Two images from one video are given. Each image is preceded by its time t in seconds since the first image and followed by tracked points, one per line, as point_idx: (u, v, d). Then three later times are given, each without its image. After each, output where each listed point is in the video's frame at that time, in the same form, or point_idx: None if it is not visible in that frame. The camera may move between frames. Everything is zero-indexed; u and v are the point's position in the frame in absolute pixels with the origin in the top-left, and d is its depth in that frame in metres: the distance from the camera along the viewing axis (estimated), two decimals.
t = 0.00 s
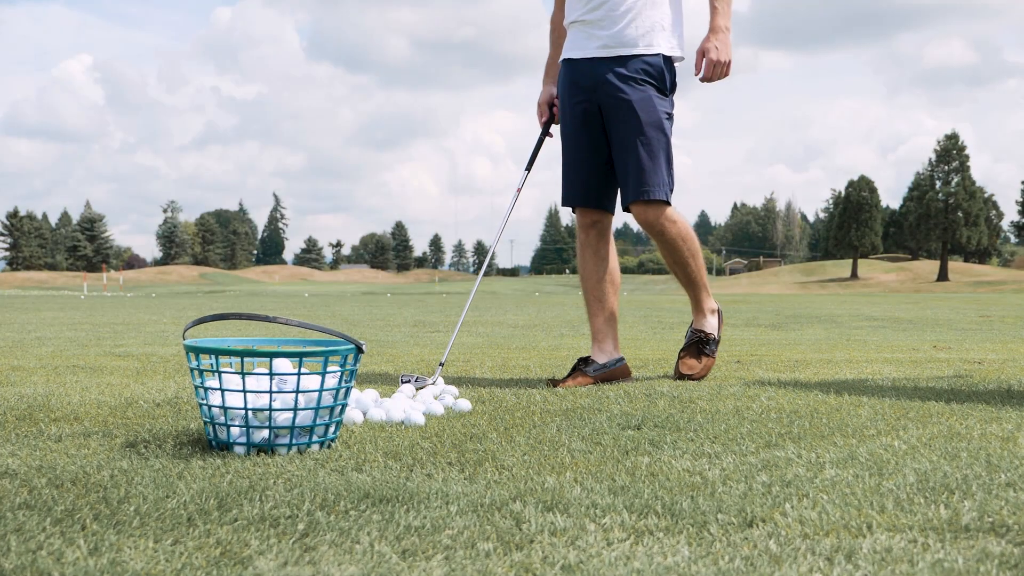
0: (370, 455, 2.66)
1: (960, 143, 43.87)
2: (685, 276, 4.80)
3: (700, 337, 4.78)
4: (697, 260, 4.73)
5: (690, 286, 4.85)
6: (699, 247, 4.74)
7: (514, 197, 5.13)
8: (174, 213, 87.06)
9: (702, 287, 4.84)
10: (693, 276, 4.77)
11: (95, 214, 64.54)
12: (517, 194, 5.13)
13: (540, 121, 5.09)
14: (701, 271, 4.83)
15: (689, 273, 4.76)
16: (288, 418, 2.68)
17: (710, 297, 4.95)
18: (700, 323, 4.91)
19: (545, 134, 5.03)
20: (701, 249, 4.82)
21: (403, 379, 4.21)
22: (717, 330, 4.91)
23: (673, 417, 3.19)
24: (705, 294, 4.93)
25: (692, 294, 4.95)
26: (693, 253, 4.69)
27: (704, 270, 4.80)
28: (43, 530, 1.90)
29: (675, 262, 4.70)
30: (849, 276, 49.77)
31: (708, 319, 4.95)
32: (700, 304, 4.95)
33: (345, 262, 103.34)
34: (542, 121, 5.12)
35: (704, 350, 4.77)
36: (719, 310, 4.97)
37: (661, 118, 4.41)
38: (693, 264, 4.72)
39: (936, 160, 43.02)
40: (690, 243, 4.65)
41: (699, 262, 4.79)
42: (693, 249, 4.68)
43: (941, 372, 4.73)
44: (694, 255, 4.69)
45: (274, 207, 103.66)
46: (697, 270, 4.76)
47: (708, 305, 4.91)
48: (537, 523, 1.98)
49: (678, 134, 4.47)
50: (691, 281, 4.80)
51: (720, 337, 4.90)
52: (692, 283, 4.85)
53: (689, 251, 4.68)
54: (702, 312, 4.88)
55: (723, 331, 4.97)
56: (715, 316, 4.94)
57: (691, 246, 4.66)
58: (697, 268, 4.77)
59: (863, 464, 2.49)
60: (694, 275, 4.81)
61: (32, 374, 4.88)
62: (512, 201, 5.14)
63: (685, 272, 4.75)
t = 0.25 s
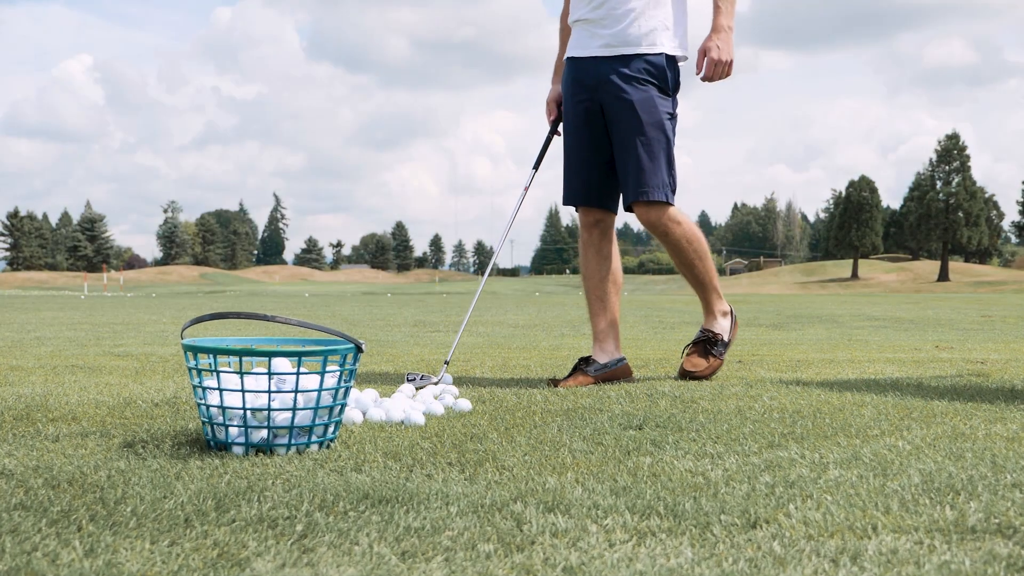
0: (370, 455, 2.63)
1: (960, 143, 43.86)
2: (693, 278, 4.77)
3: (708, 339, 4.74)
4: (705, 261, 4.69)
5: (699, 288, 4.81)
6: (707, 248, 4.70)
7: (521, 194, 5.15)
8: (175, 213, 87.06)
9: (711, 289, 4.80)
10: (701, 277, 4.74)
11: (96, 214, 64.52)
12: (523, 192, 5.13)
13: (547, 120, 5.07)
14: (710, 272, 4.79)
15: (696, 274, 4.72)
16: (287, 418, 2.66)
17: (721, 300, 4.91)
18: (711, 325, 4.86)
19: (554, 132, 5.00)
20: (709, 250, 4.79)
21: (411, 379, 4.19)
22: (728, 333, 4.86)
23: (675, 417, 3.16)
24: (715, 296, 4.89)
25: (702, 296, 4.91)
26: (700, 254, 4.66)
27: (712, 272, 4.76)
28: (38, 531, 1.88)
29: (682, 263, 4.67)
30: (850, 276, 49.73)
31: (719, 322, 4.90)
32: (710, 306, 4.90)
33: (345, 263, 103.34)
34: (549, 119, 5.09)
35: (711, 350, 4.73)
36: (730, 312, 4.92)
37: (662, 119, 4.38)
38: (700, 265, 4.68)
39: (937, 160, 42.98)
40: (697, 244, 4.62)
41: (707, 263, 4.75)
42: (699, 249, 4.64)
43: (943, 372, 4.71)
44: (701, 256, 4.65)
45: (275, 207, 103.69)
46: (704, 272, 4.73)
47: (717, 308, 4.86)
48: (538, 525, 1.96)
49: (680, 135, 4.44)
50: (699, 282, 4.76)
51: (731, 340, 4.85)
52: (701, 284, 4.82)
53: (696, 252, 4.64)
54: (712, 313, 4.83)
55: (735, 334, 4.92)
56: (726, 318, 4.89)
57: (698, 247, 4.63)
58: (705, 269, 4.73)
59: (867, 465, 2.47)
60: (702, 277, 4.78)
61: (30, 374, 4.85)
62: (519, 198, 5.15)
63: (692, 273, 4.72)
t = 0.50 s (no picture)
0: (369, 456, 2.61)
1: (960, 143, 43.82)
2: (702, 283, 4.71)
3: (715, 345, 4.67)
4: (713, 266, 4.64)
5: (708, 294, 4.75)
6: (716, 254, 4.65)
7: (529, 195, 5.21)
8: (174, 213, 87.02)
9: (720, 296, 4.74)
10: (709, 282, 4.68)
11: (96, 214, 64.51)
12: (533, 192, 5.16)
13: (556, 118, 5.05)
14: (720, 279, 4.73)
15: (705, 279, 4.66)
16: (285, 417, 2.63)
17: (734, 309, 4.83)
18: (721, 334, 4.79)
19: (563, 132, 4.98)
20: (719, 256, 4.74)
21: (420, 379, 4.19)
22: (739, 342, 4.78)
23: (677, 417, 3.14)
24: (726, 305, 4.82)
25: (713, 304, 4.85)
26: (707, 258, 4.61)
27: (722, 278, 4.70)
28: (32, 533, 1.85)
29: (689, 267, 4.63)
30: (850, 276, 49.69)
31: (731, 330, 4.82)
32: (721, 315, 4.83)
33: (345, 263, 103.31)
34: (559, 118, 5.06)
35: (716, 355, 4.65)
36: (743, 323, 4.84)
37: (663, 120, 4.34)
38: (707, 269, 4.63)
39: (937, 160, 42.94)
40: (704, 248, 4.58)
41: (716, 269, 4.70)
42: (707, 253, 4.60)
43: (947, 371, 4.68)
44: (708, 261, 4.61)
45: (275, 208, 103.67)
46: (712, 277, 4.67)
47: (729, 316, 4.79)
48: (539, 526, 1.93)
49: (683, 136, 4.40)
50: (707, 288, 4.71)
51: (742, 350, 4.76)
52: (711, 290, 4.76)
53: (703, 255, 4.60)
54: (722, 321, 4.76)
55: (748, 345, 4.83)
56: (738, 328, 4.81)
57: (705, 251, 4.59)
58: (714, 275, 4.68)
59: (871, 465, 2.44)
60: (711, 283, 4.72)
61: (27, 374, 4.82)
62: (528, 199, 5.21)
63: (700, 278, 4.67)
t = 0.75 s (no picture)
0: (368, 456, 2.58)
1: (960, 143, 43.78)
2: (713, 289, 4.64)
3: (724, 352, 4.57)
4: (725, 272, 4.57)
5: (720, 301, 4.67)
6: (728, 259, 4.58)
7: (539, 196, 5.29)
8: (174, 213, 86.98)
9: (733, 303, 4.65)
10: (721, 288, 4.60)
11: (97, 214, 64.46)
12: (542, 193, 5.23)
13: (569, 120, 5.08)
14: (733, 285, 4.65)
15: (715, 284, 4.59)
16: (283, 417, 2.60)
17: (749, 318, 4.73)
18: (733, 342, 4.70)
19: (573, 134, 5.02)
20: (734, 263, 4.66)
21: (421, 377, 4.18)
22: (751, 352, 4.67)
23: (679, 417, 3.11)
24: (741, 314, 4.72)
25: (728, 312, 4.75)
26: (718, 262, 4.54)
27: (735, 285, 4.61)
28: (25, 535, 1.82)
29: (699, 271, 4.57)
30: (850, 276, 49.65)
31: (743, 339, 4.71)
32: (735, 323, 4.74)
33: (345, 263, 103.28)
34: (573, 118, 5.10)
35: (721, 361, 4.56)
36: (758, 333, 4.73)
37: (666, 122, 4.28)
38: (718, 275, 4.56)
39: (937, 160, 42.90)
40: (714, 252, 4.51)
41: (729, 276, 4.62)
42: (718, 258, 4.53)
43: (950, 371, 4.65)
44: (719, 266, 4.53)
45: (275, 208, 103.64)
46: (724, 283, 4.59)
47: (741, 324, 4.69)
48: (539, 527, 1.91)
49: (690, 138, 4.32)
50: (719, 294, 4.63)
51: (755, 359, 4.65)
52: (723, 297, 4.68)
53: (714, 260, 4.53)
54: (734, 329, 4.67)
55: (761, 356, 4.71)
56: (751, 338, 4.70)
57: (716, 255, 4.52)
58: (726, 281, 4.60)
59: (876, 466, 2.41)
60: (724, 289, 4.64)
61: (24, 374, 4.79)
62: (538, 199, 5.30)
63: (711, 283, 4.60)
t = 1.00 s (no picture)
0: (365, 456, 2.55)
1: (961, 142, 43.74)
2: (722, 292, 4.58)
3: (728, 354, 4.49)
4: (736, 275, 4.51)
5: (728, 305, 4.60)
6: (740, 262, 4.53)
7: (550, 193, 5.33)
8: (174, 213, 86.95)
9: (741, 308, 4.58)
10: (730, 292, 4.54)
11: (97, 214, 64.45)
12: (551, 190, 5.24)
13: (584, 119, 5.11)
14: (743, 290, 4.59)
15: (725, 287, 4.53)
16: (279, 417, 2.57)
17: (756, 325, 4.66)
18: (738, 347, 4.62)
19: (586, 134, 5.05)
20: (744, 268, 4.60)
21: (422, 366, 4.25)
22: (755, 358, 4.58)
23: (681, 417, 3.08)
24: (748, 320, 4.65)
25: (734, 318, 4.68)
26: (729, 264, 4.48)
27: (744, 289, 4.55)
28: (15, 538, 1.79)
29: (710, 272, 4.52)
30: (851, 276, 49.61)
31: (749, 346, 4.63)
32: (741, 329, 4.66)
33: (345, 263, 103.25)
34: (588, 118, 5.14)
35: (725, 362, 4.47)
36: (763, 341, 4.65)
37: (676, 123, 4.24)
38: (728, 277, 4.51)
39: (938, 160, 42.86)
40: (726, 254, 4.46)
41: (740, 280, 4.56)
42: (729, 261, 4.47)
43: (953, 370, 4.62)
44: (730, 268, 4.48)
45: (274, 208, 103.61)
46: (733, 287, 4.53)
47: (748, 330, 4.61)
48: (540, 529, 1.87)
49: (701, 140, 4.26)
50: (728, 297, 4.57)
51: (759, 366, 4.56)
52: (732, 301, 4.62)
53: (725, 262, 4.48)
54: (739, 334, 4.59)
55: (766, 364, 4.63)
56: (756, 345, 4.62)
57: (727, 257, 4.47)
58: (736, 285, 4.54)
59: (881, 466, 2.38)
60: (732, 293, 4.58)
61: (20, 373, 4.76)
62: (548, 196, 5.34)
63: (721, 285, 4.54)
